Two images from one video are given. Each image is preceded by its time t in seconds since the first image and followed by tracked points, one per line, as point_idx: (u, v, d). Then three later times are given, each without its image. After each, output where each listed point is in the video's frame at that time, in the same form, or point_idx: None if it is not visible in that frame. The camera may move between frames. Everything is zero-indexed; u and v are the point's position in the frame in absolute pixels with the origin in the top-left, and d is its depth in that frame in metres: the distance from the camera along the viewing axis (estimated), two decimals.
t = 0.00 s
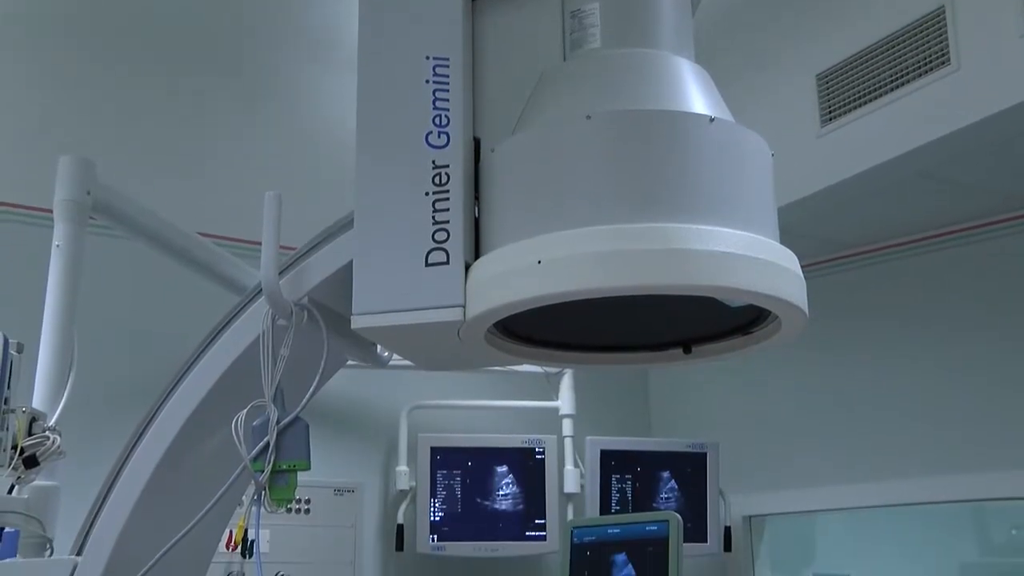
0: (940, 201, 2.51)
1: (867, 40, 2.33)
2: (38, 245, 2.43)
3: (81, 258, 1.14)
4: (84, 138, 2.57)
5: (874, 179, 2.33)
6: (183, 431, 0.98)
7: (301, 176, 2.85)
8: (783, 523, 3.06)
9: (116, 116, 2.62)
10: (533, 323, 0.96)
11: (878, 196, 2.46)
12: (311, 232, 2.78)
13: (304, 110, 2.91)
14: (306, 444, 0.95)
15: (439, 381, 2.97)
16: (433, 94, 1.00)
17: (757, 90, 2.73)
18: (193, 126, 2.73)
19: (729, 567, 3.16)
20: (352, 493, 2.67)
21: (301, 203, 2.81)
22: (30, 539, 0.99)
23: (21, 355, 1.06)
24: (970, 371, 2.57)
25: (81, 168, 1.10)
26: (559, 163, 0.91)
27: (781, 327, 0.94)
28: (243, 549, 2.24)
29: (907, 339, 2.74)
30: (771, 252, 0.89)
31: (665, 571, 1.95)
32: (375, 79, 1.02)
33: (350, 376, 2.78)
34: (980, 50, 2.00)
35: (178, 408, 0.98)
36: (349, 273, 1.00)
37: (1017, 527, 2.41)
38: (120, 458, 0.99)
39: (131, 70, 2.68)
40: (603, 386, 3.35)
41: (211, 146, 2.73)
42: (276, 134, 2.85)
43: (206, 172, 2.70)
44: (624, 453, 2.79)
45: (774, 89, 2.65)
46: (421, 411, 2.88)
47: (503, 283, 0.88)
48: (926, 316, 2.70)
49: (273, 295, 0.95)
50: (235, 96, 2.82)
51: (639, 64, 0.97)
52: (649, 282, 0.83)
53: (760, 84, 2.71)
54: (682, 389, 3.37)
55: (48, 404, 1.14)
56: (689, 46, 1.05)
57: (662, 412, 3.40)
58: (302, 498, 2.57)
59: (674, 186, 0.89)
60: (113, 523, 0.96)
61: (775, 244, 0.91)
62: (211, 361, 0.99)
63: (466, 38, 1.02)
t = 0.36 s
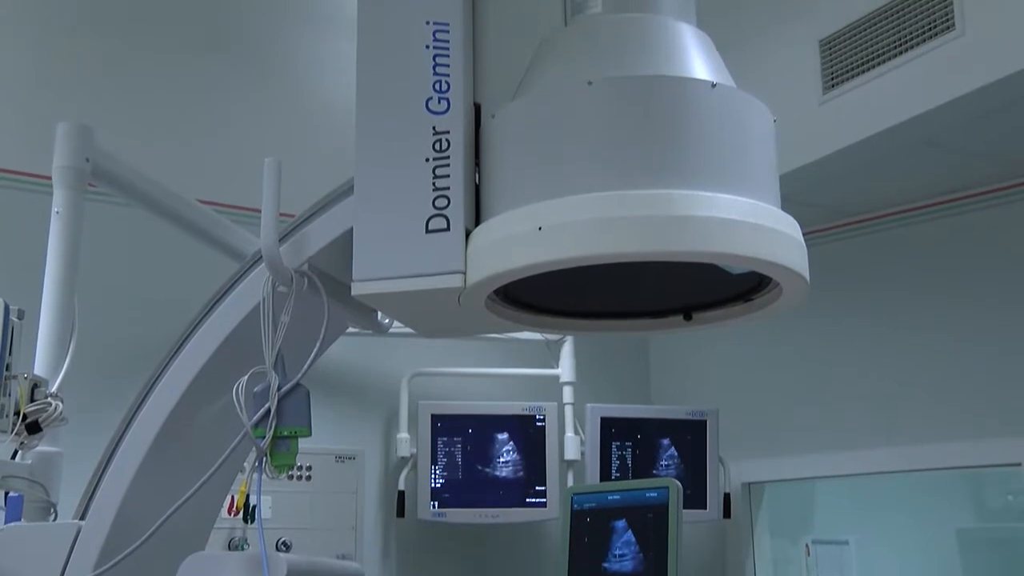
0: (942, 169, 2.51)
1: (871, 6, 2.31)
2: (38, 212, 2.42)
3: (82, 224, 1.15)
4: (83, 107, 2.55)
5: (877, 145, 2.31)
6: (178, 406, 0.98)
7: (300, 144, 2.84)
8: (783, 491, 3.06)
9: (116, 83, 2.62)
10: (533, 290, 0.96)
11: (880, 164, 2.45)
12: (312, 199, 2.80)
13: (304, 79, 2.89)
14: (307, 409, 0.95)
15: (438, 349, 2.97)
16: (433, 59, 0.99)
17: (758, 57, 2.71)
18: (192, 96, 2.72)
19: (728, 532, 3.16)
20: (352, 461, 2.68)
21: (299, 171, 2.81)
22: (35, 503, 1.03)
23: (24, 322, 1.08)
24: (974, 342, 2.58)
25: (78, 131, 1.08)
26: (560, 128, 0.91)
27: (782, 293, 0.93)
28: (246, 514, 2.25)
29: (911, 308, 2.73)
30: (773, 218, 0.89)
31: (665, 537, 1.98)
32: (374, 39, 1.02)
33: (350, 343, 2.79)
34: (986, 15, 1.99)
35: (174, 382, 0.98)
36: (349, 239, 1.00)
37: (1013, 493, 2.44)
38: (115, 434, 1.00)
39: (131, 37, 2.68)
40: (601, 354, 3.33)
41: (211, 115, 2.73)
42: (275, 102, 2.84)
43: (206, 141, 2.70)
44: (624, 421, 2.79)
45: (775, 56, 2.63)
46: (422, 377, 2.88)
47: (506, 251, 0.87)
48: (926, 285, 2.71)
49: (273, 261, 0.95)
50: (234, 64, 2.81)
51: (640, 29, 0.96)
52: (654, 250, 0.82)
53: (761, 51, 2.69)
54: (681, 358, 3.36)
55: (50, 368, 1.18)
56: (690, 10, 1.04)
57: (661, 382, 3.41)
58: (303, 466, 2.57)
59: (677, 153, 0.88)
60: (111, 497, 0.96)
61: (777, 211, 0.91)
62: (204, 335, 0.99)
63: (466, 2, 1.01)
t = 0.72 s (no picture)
0: (944, 133, 2.49)
1: None
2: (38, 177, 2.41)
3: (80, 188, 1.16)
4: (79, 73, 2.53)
5: (881, 109, 2.29)
6: (176, 373, 0.98)
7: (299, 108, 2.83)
8: (783, 455, 3.07)
9: (113, 48, 2.60)
10: (534, 255, 0.96)
11: (883, 127, 2.44)
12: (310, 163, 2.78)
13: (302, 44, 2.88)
14: (308, 374, 0.95)
15: (437, 313, 2.97)
16: (433, 22, 0.98)
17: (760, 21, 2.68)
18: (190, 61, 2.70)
19: (727, 496, 3.17)
20: (352, 425, 2.68)
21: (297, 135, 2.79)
22: (38, 466, 1.04)
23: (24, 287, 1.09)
24: (974, 309, 2.58)
25: (73, 98, 1.09)
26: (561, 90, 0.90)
27: (782, 257, 0.93)
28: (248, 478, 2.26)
29: (910, 274, 2.73)
30: (774, 181, 0.88)
31: (666, 502, 2.06)
32: None
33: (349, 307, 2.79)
34: None
35: (172, 348, 0.98)
36: (349, 202, 0.99)
37: (1010, 456, 2.48)
38: (114, 402, 1.00)
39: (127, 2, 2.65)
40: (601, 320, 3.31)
41: (209, 82, 2.71)
42: (274, 67, 2.82)
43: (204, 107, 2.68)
44: (625, 384, 2.79)
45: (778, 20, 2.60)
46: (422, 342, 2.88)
47: (507, 214, 0.87)
48: (926, 252, 2.71)
49: (273, 225, 0.95)
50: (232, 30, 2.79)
51: None
52: (655, 214, 0.82)
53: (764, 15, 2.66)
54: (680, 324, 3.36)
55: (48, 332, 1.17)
56: None
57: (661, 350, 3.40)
58: (304, 430, 2.57)
59: (678, 116, 0.88)
60: (113, 463, 0.97)
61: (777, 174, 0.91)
62: (202, 301, 0.99)
63: None
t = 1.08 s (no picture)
0: (946, 100, 2.48)
1: None
2: (38, 148, 2.39)
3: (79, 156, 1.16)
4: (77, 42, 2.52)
5: (883, 77, 2.28)
6: (175, 341, 0.98)
7: (299, 76, 2.81)
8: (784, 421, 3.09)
9: (111, 17, 2.58)
10: (534, 223, 0.96)
11: (884, 95, 2.42)
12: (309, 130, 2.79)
13: (301, 12, 2.86)
14: (308, 341, 0.94)
15: (438, 282, 2.97)
16: None
17: None
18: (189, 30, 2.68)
19: (728, 465, 3.16)
20: (353, 393, 2.70)
21: (296, 103, 2.78)
22: (41, 433, 1.05)
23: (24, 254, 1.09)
24: (974, 279, 2.58)
25: (70, 64, 1.10)
26: (562, 55, 0.89)
27: (783, 224, 0.93)
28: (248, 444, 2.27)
29: (910, 244, 2.73)
30: (776, 148, 0.88)
31: (666, 471, 2.04)
32: None
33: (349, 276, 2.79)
34: None
35: (172, 317, 0.98)
36: (349, 170, 0.99)
37: (1008, 425, 2.49)
38: (115, 371, 1.00)
39: None
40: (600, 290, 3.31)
41: (207, 50, 2.69)
42: (273, 35, 2.81)
43: (204, 76, 2.67)
44: (625, 352, 2.80)
45: None
46: (422, 311, 2.89)
47: (507, 182, 0.87)
48: (926, 222, 2.70)
49: (273, 193, 0.95)
50: None
51: None
52: (655, 180, 0.82)
53: None
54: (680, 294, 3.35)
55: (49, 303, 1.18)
56: None
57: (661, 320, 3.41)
58: (305, 397, 2.60)
59: (680, 81, 0.87)
60: (114, 431, 0.97)
61: (780, 141, 0.90)
62: (201, 270, 0.99)
63: None
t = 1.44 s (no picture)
0: (950, 68, 2.47)
1: None
2: (36, 119, 2.38)
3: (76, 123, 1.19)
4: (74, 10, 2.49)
5: (887, 45, 2.26)
6: (176, 311, 0.98)
7: (298, 45, 2.79)
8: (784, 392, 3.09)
9: None
10: (535, 192, 0.96)
11: (887, 63, 2.41)
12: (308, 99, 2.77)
13: None
14: (309, 310, 0.94)
15: (438, 252, 2.97)
16: None
17: None
18: None
19: (727, 435, 3.15)
20: (353, 363, 2.70)
21: (295, 71, 2.76)
22: (42, 402, 1.05)
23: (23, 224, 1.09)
24: (975, 250, 2.57)
25: (69, 33, 1.11)
26: (562, 22, 0.88)
27: (785, 193, 0.93)
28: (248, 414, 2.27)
29: (911, 216, 2.72)
30: (778, 117, 0.87)
31: (666, 440, 2.00)
32: None
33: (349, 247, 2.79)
34: None
35: (172, 287, 0.98)
36: (349, 138, 0.99)
37: (1006, 395, 2.55)
38: (115, 341, 1.00)
39: None
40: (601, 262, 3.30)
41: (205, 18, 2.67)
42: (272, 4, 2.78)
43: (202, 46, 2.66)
44: (625, 322, 2.80)
45: None
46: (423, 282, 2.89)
47: (506, 151, 0.87)
48: (927, 192, 2.70)
49: (273, 161, 0.94)
50: None
51: None
52: (656, 149, 0.81)
53: None
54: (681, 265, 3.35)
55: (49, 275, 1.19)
56: None
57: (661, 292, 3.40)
58: (306, 367, 2.60)
59: (681, 49, 0.86)
60: (115, 401, 0.97)
61: (782, 109, 0.89)
62: (201, 240, 0.99)
63: None
